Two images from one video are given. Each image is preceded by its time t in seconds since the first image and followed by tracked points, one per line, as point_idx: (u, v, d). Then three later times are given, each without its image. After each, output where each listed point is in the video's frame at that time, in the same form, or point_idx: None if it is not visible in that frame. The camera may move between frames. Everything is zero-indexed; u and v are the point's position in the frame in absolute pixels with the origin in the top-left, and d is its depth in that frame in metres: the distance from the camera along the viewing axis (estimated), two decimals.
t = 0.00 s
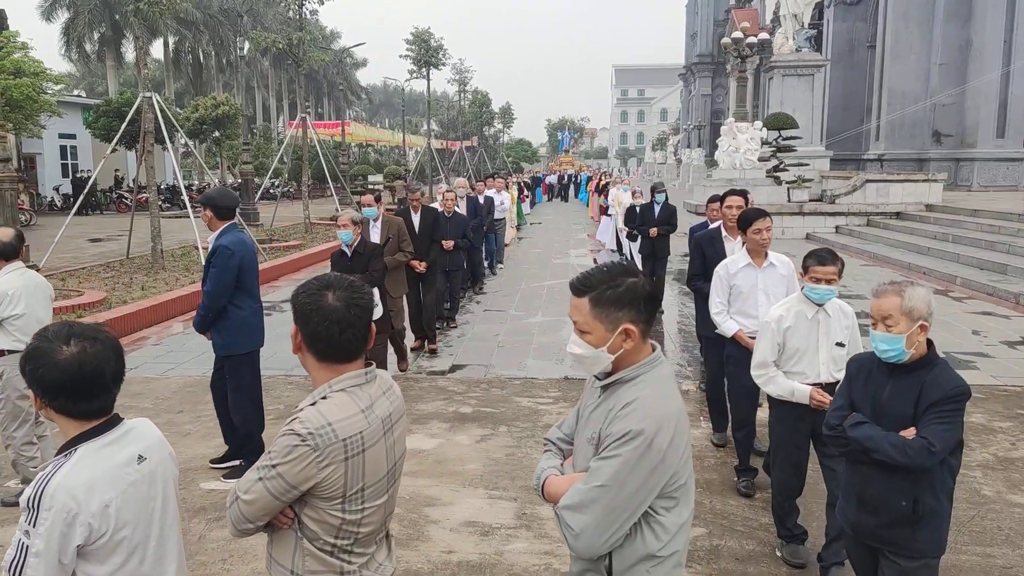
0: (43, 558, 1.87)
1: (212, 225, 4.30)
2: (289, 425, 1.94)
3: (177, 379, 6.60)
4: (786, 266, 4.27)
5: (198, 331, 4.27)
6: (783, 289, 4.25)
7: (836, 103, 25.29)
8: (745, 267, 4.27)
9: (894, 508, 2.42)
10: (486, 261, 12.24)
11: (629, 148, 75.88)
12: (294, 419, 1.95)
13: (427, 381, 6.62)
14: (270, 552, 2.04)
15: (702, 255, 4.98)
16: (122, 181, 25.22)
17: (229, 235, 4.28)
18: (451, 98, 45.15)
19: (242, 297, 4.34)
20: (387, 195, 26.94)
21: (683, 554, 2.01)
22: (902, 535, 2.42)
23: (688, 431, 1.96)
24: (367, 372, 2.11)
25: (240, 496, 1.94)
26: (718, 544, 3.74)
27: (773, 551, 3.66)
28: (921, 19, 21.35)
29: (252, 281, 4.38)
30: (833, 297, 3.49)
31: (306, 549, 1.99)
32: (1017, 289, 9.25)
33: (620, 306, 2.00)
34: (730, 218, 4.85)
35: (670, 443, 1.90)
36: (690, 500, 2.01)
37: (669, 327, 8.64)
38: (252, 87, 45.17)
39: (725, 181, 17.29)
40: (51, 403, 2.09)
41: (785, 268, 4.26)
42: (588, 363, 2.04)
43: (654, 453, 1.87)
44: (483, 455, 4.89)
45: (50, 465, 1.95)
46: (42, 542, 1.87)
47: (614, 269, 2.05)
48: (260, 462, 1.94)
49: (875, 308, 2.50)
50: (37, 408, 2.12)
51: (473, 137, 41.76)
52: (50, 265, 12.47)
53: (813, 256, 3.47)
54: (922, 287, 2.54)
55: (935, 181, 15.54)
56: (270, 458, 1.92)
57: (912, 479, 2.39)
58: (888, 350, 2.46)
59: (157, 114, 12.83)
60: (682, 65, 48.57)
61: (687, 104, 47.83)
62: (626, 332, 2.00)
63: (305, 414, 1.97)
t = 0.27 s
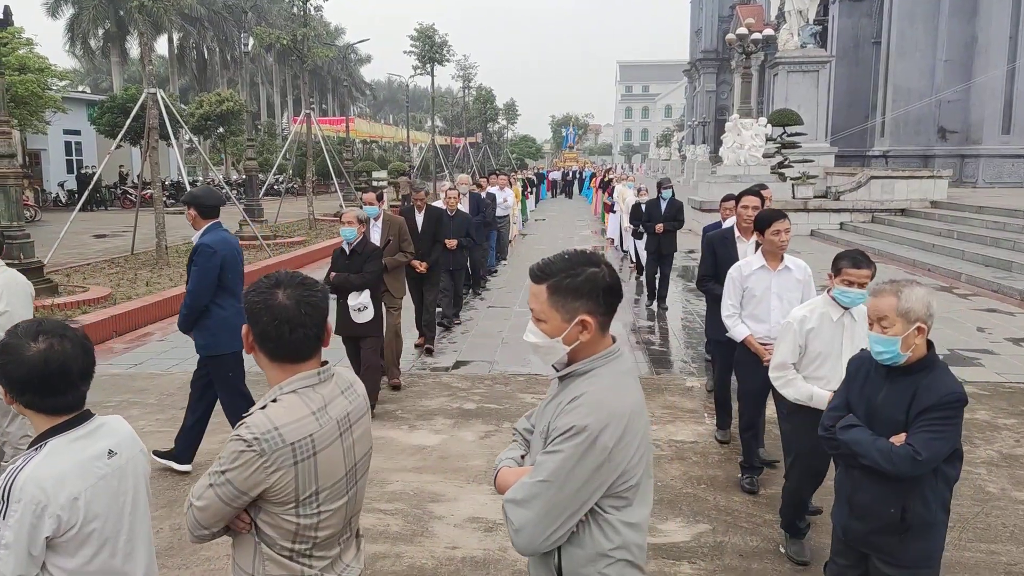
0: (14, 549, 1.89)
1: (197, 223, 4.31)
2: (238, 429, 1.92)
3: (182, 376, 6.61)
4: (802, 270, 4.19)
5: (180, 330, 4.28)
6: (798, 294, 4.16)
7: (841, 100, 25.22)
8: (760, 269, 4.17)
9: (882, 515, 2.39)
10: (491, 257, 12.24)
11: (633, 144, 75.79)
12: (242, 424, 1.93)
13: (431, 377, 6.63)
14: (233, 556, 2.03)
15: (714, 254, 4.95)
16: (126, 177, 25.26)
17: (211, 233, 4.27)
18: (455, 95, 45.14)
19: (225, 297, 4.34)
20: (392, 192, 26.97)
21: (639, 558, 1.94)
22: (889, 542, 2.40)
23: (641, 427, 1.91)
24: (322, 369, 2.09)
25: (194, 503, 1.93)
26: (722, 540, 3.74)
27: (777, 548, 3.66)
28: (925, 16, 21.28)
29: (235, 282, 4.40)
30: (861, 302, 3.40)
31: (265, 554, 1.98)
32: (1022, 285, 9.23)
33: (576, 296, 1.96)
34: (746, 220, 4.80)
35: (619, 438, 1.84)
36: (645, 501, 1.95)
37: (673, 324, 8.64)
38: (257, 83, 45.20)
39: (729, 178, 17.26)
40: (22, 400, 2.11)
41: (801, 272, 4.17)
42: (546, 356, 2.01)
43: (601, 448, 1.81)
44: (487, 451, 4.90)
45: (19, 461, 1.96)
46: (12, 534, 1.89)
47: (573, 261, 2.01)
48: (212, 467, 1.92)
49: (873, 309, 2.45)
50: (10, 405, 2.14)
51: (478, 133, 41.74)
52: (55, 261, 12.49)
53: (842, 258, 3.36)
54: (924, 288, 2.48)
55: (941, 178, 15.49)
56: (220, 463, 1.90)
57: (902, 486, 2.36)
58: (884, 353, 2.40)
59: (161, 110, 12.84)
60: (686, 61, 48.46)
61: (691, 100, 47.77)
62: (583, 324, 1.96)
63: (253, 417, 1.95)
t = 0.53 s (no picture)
0: None
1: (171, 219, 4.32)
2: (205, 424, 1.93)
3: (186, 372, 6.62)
4: (831, 270, 4.05)
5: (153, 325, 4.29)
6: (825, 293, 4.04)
7: (845, 96, 25.14)
8: (785, 267, 4.07)
9: (858, 523, 2.32)
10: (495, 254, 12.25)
11: (637, 141, 75.67)
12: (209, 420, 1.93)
13: (435, 373, 6.64)
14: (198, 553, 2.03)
15: (730, 248, 4.77)
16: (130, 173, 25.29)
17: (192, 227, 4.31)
18: (458, 91, 45.12)
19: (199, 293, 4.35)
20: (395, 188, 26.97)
21: (602, 556, 1.93)
22: (869, 551, 2.32)
23: (600, 423, 1.90)
24: (288, 366, 2.10)
25: (160, 499, 1.92)
26: (727, 536, 3.74)
27: (782, 544, 3.65)
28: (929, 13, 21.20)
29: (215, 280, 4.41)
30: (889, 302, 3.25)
31: (233, 550, 1.98)
32: None
33: (533, 291, 1.96)
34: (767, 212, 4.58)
35: (576, 433, 1.83)
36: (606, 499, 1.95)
37: (676, 320, 8.65)
38: (261, 80, 45.23)
39: (733, 174, 17.21)
40: None
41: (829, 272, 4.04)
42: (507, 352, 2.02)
43: (558, 443, 1.80)
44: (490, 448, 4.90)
45: None
46: None
47: (531, 256, 2.01)
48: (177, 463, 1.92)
49: (847, 311, 2.42)
50: None
51: (481, 130, 41.71)
52: (60, 258, 12.52)
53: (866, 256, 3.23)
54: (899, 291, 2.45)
55: (945, 174, 15.44)
56: (186, 458, 1.90)
57: (878, 493, 2.30)
58: (858, 356, 2.37)
59: (165, 107, 12.84)
60: (690, 58, 48.35)
61: (694, 97, 47.67)
62: (541, 319, 1.97)
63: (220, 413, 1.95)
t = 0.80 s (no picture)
0: None
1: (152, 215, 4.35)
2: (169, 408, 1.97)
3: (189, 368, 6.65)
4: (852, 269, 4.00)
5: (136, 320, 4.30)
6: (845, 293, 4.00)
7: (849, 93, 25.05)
8: (805, 264, 4.02)
9: (822, 521, 2.31)
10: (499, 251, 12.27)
11: (641, 137, 75.50)
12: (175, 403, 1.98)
13: (439, 370, 6.65)
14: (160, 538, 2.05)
15: (741, 247, 4.63)
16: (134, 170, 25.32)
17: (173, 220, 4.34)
18: (462, 88, 45.07)
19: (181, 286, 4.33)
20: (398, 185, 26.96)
21: (555, 548, 1.93)
22: (834, 549, 2.31)
23: (554, 414, 1.90)
24: (253, 355, 2.15)
25: (125, 480, 1.96)
26: (730, 533, 3.74)
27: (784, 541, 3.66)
28: (933, 9, 21.14)
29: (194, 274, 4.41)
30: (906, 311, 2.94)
31: (195, 534, 2.01)
32: None
33: (486, 282, 1.97)
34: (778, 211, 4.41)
35: (531, 422, 1.83)
36: (560, 490, 1.95)
37: (680, 317, 8.67)
38: (264, 77, 45.21)
39: (737, 171, 17.18)
40: None
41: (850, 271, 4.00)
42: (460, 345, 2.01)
43: (513, 433, 1.80)
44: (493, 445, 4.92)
45: None
46: None
47: (486, 251, 2.02)
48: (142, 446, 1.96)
49: (807, 306, 2.38)
50: None
51: (485, 127, 41.67)
52: (64, 255, 12.55)
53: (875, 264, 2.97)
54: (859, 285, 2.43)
55: (949, 171, 15.40)
56: (151, 442, 1.94)
57: (840, 489, 2.29)
58: (817, 352, 2.32)
59: (169, 104, 12.85)
60: (694, 54, 48.21)
61: (698, 94, 47.56)
62: (493, 310, 1.97)
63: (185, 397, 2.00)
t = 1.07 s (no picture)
0: None
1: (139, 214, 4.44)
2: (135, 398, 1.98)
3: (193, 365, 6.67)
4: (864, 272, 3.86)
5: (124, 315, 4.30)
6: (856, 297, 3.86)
7: (852, 90, 24.99)
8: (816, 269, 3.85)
9: (797, 525, 2.26)
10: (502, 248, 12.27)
11: (644, 134, 75.42)
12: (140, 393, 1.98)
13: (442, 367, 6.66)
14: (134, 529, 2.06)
15: (745, 249, 4.56)
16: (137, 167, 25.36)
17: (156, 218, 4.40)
18: (464, 85, 45.04)
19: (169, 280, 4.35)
20: (401, 182, 26.96)
21: (498, 530, 1.99)
22: (809, 554, 2.26)
23: (494, 399, 1.96)
24: (219, 344, 2.15)
25: (94, 471, 1.95)
26: (733, 529, 3.75)
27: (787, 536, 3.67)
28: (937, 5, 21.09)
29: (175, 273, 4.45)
30: (918, 308, 2.76)
31: (166, 521, 2.01)
32: None
33: (423, 275, 2.01)
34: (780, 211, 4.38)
35: (469, 407, 1.89)
36: (501, 475, 2.01)
37: (683, 313, 8.70)
38: (267, 74, 45.23)
39: (740, 168, 17.16)
40: None
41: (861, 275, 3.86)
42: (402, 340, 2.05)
43: (451, 418, 1.86)
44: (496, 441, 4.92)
45: None
46: None
47: (423, 245, 2.06)
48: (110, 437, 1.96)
49: (778, 306, 2.33)
50: None
51: (488, 123, 41.64)
52: (68, 251, 12.58)
53: (883, 267, 2.77)
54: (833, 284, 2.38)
55: (952, 167, 15.38)
56: (118, 432, 1.94)
57: (818, 493, 2.23)
58: (790, 352, 2.27)
59: (171, 100, 12.87)
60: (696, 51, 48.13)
61: (701, 90, 47.48)
62: (431, 302, 2.01)
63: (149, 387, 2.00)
